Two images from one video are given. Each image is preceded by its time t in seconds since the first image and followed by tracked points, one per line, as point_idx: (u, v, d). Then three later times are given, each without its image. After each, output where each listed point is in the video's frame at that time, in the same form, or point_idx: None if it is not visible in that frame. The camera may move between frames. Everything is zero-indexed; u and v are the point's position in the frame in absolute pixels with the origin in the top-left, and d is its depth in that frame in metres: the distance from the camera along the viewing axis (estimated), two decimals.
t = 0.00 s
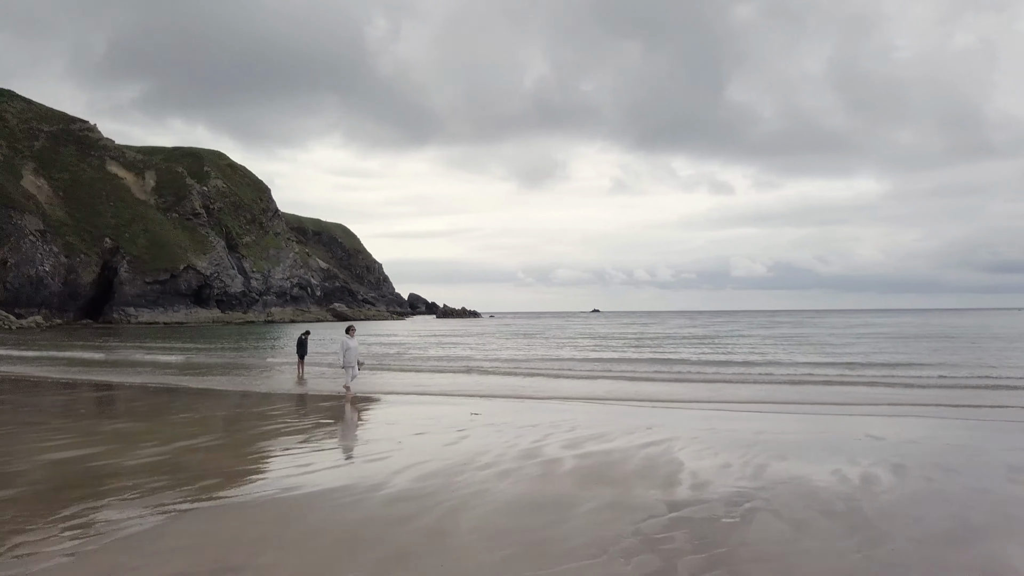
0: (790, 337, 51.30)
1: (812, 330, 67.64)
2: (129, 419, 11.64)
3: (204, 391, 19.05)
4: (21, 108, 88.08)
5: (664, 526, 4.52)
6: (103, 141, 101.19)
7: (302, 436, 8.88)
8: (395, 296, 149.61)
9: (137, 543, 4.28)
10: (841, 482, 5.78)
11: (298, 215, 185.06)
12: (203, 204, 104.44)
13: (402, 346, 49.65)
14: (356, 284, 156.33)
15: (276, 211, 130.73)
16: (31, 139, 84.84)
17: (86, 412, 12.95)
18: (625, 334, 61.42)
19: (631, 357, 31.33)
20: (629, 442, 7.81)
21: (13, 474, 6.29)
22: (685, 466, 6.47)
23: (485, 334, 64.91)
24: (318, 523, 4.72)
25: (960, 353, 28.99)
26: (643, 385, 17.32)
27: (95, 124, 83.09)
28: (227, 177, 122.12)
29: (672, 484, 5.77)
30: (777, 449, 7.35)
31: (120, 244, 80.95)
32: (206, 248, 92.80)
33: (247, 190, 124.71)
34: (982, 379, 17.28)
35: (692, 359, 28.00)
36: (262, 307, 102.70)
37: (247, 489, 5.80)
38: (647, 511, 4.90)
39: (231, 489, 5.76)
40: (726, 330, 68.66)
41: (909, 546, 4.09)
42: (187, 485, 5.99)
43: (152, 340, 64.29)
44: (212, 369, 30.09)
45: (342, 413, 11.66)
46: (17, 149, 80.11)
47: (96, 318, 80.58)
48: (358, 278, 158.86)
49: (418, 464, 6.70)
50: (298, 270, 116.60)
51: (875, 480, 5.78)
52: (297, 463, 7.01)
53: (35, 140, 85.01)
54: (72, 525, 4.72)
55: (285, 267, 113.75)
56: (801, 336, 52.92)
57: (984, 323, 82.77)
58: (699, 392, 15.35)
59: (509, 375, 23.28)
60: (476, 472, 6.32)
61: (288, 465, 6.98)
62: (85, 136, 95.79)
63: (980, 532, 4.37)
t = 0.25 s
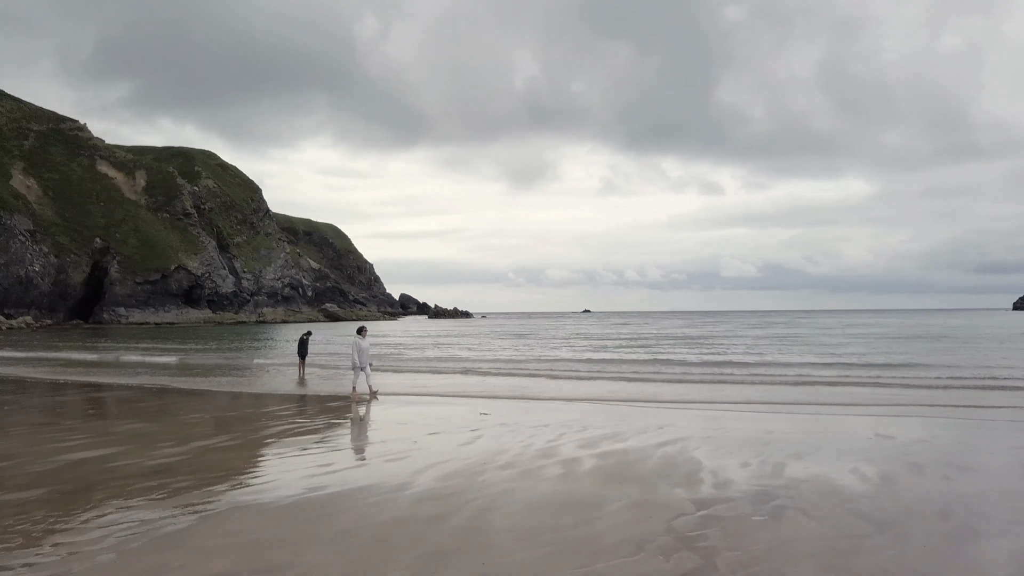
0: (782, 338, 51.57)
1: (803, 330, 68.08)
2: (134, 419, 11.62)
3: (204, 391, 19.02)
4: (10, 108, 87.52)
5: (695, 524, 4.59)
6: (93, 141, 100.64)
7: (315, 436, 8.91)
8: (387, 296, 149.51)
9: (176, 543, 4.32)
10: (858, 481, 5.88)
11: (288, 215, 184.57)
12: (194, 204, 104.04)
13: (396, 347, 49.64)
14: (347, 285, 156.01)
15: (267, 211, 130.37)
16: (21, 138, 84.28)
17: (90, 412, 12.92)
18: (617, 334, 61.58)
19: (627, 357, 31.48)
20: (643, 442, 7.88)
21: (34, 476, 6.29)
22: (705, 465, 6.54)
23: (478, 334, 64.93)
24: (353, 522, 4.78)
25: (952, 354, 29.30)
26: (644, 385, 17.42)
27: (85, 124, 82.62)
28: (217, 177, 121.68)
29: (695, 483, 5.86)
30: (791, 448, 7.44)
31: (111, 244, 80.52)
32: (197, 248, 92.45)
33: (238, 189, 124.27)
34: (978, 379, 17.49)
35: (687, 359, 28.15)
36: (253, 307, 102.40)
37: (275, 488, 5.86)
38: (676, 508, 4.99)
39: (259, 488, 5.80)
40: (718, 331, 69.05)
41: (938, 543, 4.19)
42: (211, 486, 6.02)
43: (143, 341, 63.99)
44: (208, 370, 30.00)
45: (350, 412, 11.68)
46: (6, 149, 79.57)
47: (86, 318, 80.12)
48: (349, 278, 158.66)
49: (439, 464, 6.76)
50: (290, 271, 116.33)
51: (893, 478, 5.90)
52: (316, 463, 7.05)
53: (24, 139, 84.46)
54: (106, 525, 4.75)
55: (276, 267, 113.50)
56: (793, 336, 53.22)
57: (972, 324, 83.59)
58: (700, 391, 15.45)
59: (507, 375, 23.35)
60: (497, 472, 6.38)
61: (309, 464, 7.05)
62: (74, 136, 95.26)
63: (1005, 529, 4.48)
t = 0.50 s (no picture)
0: (775, 338, 51.72)
1: (793, 330, 68.31)
2: (135, 419, 11.58)
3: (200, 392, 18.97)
4: None
5: (717, 522, 4.64)
6: (81, 140, 100.02)
7: (322, 437, 8.92)
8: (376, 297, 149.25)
9: (202, 542, 4.34)
10: (869, 479, 5.96)
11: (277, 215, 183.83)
12: (183, 204, 103.53)
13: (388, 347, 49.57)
14: (337, 285, 155.61)
15: (256, 211, 129.86)
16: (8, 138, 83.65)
17: (89, 413, 12.86)
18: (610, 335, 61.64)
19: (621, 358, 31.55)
20: (652, 441, 7.94)
21: (46, 477, 6.28)
22: (716, 464, 6.61)
23: (470, 335, 64.85)
24: (373, 520, 4.79)
25: (945, 354, 29.49)
26: (642, 385, 17.46)
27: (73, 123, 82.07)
28: (206, 177, 121.15)
29: (709, 481, 5.93)
30: (798, 447, 7.51)
31: (98, 244, 80.01)
32: (187, 249, 91.98)
33: (227, 189, 123.69)
34: (974, 379, 17.62)
35: (682, 360, 28.22)
36: (242, 308, 102.00)
37: (290, 488, 5.87)
38: (695, 508, 5.03)
39: (275, 488, 5.82)
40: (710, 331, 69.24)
41: (960, 542, 4.24)
42: (226, 487, 6.02)
43: (132, 342, 63.63)
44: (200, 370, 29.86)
45: (352, 411, 11.67)
46: None
47: (74, 319, 79.57)
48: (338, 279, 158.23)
49: (451, 463, 6.80)
50: (279, 271, 115.90)
51: (905, 477, 5.98)
52: (329, 463, 7.07)
53: (11, 139, 83.82)
54: (129, 525, 4.76)
55: (265, 267, 113.04)
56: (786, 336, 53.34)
57: (960, 324, 84.23)
58: (700, 391, 15.53)
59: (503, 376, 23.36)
60: (511, 471, 6.41)
61: (319, 463, 7.07)
62: (62, 135, 94.64)
63: None
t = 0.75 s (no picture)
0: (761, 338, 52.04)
1: (779, 330, 68.80)
2: (135, 420, 11.55)
3: (194, 393, 18.89)
4: None
5: (738, 520, 4.71)
6: (64, 139, 99.04)
7: (328, 437, 8.93)
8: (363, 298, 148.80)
9: (234, 540, 4.37)
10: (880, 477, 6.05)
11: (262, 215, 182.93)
12: (167, 204, 102.77)
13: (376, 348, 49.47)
14: (322, 285, 155.00)
15: (241, 211, 129.12)
16: None
17: (86, 415, 12.80)
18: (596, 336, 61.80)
19: (612, 358, 31.67)
20: (660, 441, 8.02)
21: (59, 478, 6.27)
22: (728, 463, 6.68)
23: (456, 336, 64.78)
24: (399, 520, 4.83)
25: (931, 353, 29.84)
26: (637, 385, 17.58)
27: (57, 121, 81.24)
28: (191, 177, 120.33)
29: (724, 480, 6.00)
30: (806, 447, 7.60)
31: (82, 244, 79.25)
32: (171, 249, 91.28)
33: (212, 189, 122.91)
34: (964, 379, 17.85)
35: (673, 360, 28.39)
36: (227, 309, 101.33)
37: (310, 487, 5.90)
38: (715, 505, 5.10)
39: (293, 488, 5.84)
40: (696, 331, 69.62)
41: (980, 538, 4.34)
42: (242, 488, 6.03)
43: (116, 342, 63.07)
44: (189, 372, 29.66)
45: (353, 411, 11.69)
46: None
47: (56, 319, 78.74)
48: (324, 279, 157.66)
49: (464, 462, 6.86)
50: (264, 271, 115.28)
51: (915, 475, 6.10)
52: (341, 463, 7.10)
53: None
54: (155, 525, 4.78)
55: (251, 268, 112.41)
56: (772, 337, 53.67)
57: (943, 324, 85.15)
58: (696, 391, 15.65)
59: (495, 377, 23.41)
60: (526, 471, 6.47)
61: (332, 463, 7.11)
62: (45, 134, 93.66)
63: None
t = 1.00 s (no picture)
0: (750, 339, 52.29)
1: (766, 330, 69.26)
2: (135, 419, 11.52)
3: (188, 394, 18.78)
4: None
5: (758, 518, 4.78)
6: (49, 138, 98.20)
7: (334, 436, 8.97)
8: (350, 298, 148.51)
9: (258, 540, 4.40)
10: (890, 475, 6.14)
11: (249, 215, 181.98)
12: (153, 203, 102.08)
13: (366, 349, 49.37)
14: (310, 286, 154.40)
15: (228, 211, 128.51)
16: None
17: (84, 414, 12.76)
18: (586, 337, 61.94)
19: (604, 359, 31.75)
20: (666, 440, 8.08)
21: (72, 481, 6.26)
22: (737, 463, 6.76)
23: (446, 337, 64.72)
24: (420, 519, 4.86)
25: (919, 353, 30.20)
26: (633, 386, 17.65)
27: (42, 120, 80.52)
28: (177, 176, 119.63)
29: (736, 479, 6.06)
30: (812, 444, 7.71)
31: (67, 244, 78.57)
32: (157, 249, 90.66)
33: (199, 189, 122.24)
34: (955, 379, 18.07)
35: (666, 361, 28.54)
36: (214, 309, 100.76)
37: (325, 488, 5.92)
38: (730, 503, 5.18)
39: (311, 488, 5.89)
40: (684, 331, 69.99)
41: (994, 533, 4.42)
42: (259, 485, 6.06)
43: (102, 343, 62.56)
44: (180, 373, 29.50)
45: (356, 409, 11.72)
46: None
47: (41, 320, 78.01)
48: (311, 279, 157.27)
49: (475, 462, 6.89)
50: (251, 272, 114.75)
51: (921, 473, 6.19)
52: (352, 463, 7.11)
53: None
54: (180, 525, 4.80)
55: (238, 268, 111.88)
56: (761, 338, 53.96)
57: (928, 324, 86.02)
58: (694, 392, 15.73)
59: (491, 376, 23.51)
60: (538, 470, 6.53)
61: (341, 463, 7.13)
62: (30, 133, 92.83)
63: None
